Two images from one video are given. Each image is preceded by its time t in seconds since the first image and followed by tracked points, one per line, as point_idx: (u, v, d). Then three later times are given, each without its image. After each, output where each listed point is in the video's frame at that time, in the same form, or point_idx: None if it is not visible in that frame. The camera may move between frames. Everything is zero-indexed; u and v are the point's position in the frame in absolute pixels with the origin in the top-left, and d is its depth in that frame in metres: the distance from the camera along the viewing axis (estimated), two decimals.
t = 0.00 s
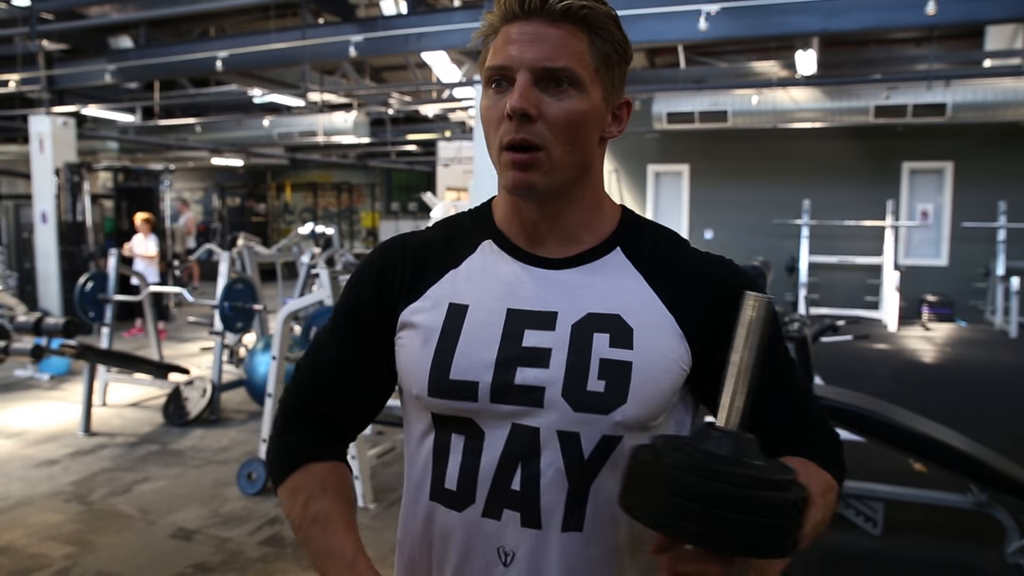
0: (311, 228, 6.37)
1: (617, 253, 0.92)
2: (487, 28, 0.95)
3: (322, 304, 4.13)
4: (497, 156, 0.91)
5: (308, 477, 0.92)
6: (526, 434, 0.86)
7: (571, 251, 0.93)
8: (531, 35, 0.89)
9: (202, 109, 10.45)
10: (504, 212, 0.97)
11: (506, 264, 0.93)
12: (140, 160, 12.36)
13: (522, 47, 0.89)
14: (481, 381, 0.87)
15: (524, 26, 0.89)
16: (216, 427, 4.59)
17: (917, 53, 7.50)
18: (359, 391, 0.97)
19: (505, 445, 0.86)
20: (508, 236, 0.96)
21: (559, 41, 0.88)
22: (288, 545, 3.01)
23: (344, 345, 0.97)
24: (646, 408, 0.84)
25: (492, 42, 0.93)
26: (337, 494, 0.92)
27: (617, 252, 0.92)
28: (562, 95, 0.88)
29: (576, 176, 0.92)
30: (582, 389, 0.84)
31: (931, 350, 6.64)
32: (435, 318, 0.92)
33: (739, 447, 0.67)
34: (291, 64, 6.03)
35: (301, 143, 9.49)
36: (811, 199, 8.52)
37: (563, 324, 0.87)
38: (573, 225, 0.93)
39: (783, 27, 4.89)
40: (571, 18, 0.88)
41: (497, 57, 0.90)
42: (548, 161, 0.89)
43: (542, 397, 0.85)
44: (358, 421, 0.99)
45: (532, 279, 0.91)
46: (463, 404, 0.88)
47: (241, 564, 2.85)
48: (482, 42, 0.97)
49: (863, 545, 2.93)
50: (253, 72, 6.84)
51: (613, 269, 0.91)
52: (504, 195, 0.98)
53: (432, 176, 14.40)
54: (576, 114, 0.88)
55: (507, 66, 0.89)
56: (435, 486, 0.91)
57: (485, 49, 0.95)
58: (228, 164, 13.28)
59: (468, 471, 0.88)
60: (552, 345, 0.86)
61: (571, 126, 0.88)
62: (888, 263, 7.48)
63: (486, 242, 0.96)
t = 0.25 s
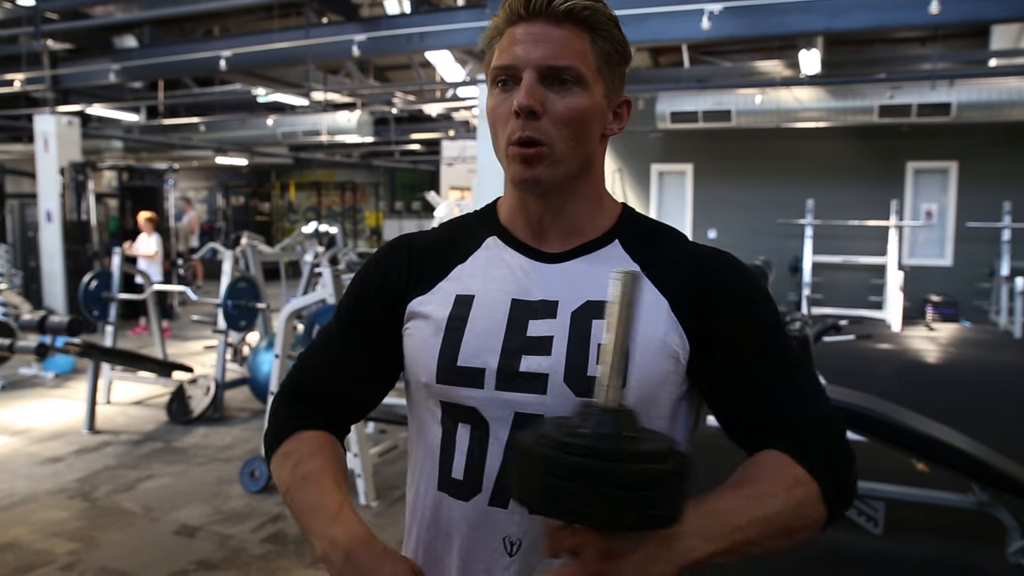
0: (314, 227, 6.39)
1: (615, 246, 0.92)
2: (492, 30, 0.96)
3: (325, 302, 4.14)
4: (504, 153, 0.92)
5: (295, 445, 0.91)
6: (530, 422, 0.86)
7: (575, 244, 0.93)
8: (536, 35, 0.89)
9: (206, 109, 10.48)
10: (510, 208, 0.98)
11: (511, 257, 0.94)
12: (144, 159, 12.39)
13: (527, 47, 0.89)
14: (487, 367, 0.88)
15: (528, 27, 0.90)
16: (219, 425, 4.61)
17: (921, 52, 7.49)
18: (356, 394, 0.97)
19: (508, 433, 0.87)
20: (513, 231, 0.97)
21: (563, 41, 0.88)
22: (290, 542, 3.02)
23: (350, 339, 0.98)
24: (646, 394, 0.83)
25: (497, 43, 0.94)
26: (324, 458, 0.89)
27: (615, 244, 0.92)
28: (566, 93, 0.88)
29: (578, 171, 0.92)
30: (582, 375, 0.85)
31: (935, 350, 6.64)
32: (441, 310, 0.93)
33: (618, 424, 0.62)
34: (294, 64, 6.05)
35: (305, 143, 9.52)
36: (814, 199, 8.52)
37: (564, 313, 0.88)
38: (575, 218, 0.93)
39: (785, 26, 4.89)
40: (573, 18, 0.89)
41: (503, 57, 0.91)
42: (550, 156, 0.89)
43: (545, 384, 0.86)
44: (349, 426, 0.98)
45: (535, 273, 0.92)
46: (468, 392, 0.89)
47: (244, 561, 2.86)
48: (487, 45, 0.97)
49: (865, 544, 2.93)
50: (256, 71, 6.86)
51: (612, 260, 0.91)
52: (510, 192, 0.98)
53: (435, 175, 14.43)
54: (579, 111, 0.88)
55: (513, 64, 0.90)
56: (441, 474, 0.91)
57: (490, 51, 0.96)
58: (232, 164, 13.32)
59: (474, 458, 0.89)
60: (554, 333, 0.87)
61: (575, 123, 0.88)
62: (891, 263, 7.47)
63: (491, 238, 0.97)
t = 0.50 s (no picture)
0: (321, 224, 6.40)
1: (614, 247, 0.91)
2: (497, 27, 0.96)
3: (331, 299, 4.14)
4: (506, 146, 0.92)
5: (313, 412, 0.91)
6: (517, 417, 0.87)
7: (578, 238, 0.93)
8: (539, 30, 0.89)
9: (213, 107, 10.50)
10: (515, 202, 0.98)
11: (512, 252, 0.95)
12: (152, 157, 12.43)
13: (530, 41, 0.89)
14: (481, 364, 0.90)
15: (532, 22, 0.90)
16: (226, 422, 4.63)
17: (929, 49, 7.45)
18: (373, 373, 1.00)
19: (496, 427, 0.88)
20: (517, 227, 0.98)
21: (565, 35, 0.88)
22: (296, 538, 3.03)
23: (364, 325, 1.00)
24: (627, 392, 0.83)
25: (501, 39, 0.94)
26: (345, 422, 0.90)
27: (612, 243, 0.91)
28: (568, 86, 0.88)
29: (580, 165, 0.92)
30: (563, 372, 0.85)
31: (943, 349, 6.61)
32: (441, 309, 0.94)
33: (503, 399, 0.73)
34: (301, 61, 6.06)
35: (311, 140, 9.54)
36: (821, 196, 8.49)
37: (553, 310, 0.88)
38: (577, 212, 0.94)
39: (793, 23, 4.86)
40: (575, 15, 0.89)
41: (506, 52, 0.91)
42: (555, 147, 0.89)
43: (529, 381, 0.87)
44: (366, 406, 1.02)
45: (531, 269, 0.93)
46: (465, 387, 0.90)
47: (250, 556, 2.88)
48: (492, 43, 0.98)
49: (870, 542, 2.93)
50: (263, 69, 6.86)
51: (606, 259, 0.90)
52: (515, 187, 0.99)
53: (442, 172, 14.44)
54: (581, 104, 0.88)
55: (515, 59, 0.90)
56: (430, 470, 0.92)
57: (494, 48, 0.96)
58: (239, 162, 13.35)
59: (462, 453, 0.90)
60: (541, 331, 0.87)
61: (579, 117, 0.88)
62: (899, 262, 7.44)
63: (496, 233, 0.98)
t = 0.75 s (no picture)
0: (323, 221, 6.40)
1: (606, 246, 0.91)
2: (493, 26, 0.96)
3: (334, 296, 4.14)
4: (501, 143, 0.92)
5: (310, 406, 0.96)
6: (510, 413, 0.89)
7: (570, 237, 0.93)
8: (534, 30, 0.89)
9: (216, 104, 10.50)
10: (512, 199, 0.99)
11: (503, 252, 0.96)
12: (156, 154, 12.44)
13: (525, 40, 0.89)
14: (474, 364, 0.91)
15: (527, 22, 0.90)
16: (229, 418, 4.64)
17: (934, 47, 7.43)
18: (372, 373, 1.01)
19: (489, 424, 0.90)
20: (512, 226, 0.98)
21: (559, 35, 0.89)
22: (298, 534, 3.04)
23: (361, 322, 1.00)
24: (616, 391, 0.83)
25: (496, 39, 0.94)
26: (338, 418, 0.94)
27: (605, 242, 0.91)
28: (561, 85, 0.88)
29: (574, 163, 0.92)
30: (553, 371, 0.85)
31: (946, 347, 6.60)
32: (432, 308, 0.94)
33: (468, 388, 0.76)
34: (304, 58, 6.05)
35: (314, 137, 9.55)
36: (825, 194, 8.48)
37: (544, 309, 0.89)
38: (571, 209, 0.94)
39: (797, 21, 4.85)
40: (569, 14, 0.89)
41: (501, 51, 0.91)
42: (547, 144, 0.89)
43: (522, 379, 0.87)
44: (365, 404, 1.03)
45: (522, 268, 0.93)
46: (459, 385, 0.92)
47: (252, 552, 2.88)
48: (487, 42, 0.98)
49: (871, 540, 2.93)
50: (266, 66, 6.86)
51: (596, 258, 0.90)
52: (511, 186, 0.99)
53: (445, 170, 14.44)
54: (575, 102, 0.88)
55: (510, 58, 0.90)
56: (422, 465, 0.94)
57: (489, 47, 0.96)
58: (242, 159, 13.36)
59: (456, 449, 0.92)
60: (533, 331, 0.88)
61: (571, 114, 0.88)
62: (902, 260, 7.43)
63: (491, 231, 0.99)
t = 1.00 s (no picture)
0: (326, 219, 6.41)
1: (604, 237, 0.91)
2: (488, 28, 0.97)
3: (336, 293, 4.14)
4: (496, 139, 0.93)
5: (325, 406, 0.97)
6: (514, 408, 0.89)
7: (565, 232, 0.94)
8: (529, 29, 0.90)
9: (219, 102, 10.51)
10: (509, 196, 0.99)
11: (503, 250, 0.96)
12: (159, 151, 12.46)
13: (519, 40, 0.90)
14: (476, 358, 0.92)
15: (523, 22, 0.91)
16: (231, 415, 4.65)
17: (937, 45, 7.42)
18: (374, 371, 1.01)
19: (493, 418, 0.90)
20: (512, 223, 0.98)
21: (554, 34, 0.89)
22: (301, 531, 3.04)
23: (364, 320, 1.01)
24: (617, 381, 0.83)
25: (491, 40, 0.94)
26: (353, 416, 0.95)
27: (602, 233, 0.91)
28: (555, 83, 0.89)
29: (569, 159, 0.92)
30: (555, 362, 0.86)
31: (948, 346, 6.59)
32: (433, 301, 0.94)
33: (457, 384, 0.76)
34: (307, 56, 6.06)
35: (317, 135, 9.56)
36: (827, 193, 8.47)
37: (546, 303, 0.89)
38: (568, 205, 0.94)
39: (800, 19, 4.84)
40: (563, 13, 0.90)
41: (496, 51, 0.92)
42: (542, 141, 0.89)
43: (523, 373, 0.88)
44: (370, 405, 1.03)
45: (522, 264, 0.93)
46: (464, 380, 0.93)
47: (255, 549, 2.89)
48: (483, 44, 0.99)
49: (872, 538, 2.93)
50: (269, 63, 6.87)
51: (595, 250, 0.90)
52: (508, 183, 1.00)
53: (447, 168, 14.43)
54: (568, 100, 0.89)
55: (505, 57, 0.90)
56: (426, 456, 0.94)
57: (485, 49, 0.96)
58: (244, 157, 13.38)
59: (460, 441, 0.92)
60: (534, 325, 0.89)
61: (564, 112, 0.89)
62: (904, 258, 7.42)
63: (492, 231, 0.99)
